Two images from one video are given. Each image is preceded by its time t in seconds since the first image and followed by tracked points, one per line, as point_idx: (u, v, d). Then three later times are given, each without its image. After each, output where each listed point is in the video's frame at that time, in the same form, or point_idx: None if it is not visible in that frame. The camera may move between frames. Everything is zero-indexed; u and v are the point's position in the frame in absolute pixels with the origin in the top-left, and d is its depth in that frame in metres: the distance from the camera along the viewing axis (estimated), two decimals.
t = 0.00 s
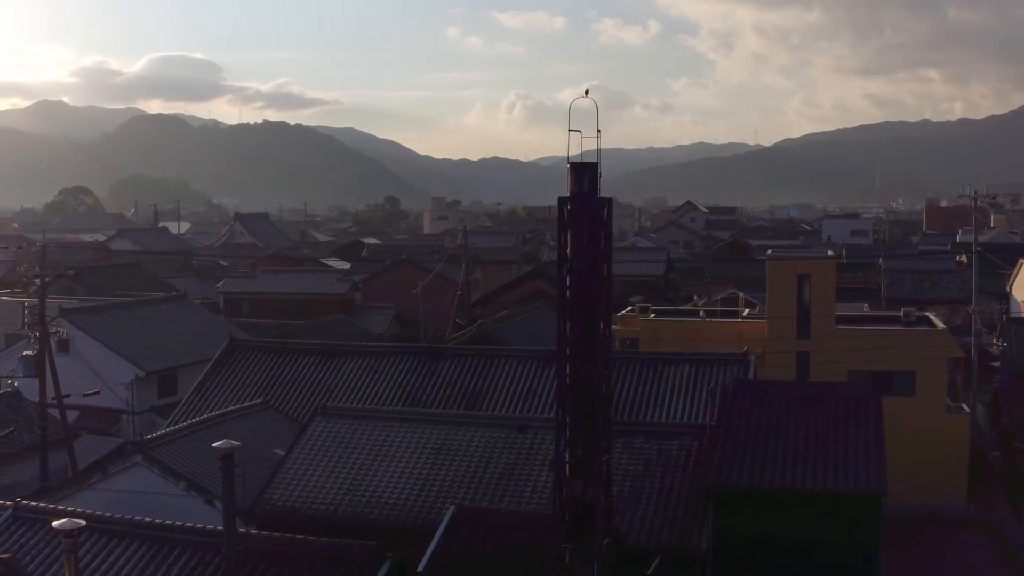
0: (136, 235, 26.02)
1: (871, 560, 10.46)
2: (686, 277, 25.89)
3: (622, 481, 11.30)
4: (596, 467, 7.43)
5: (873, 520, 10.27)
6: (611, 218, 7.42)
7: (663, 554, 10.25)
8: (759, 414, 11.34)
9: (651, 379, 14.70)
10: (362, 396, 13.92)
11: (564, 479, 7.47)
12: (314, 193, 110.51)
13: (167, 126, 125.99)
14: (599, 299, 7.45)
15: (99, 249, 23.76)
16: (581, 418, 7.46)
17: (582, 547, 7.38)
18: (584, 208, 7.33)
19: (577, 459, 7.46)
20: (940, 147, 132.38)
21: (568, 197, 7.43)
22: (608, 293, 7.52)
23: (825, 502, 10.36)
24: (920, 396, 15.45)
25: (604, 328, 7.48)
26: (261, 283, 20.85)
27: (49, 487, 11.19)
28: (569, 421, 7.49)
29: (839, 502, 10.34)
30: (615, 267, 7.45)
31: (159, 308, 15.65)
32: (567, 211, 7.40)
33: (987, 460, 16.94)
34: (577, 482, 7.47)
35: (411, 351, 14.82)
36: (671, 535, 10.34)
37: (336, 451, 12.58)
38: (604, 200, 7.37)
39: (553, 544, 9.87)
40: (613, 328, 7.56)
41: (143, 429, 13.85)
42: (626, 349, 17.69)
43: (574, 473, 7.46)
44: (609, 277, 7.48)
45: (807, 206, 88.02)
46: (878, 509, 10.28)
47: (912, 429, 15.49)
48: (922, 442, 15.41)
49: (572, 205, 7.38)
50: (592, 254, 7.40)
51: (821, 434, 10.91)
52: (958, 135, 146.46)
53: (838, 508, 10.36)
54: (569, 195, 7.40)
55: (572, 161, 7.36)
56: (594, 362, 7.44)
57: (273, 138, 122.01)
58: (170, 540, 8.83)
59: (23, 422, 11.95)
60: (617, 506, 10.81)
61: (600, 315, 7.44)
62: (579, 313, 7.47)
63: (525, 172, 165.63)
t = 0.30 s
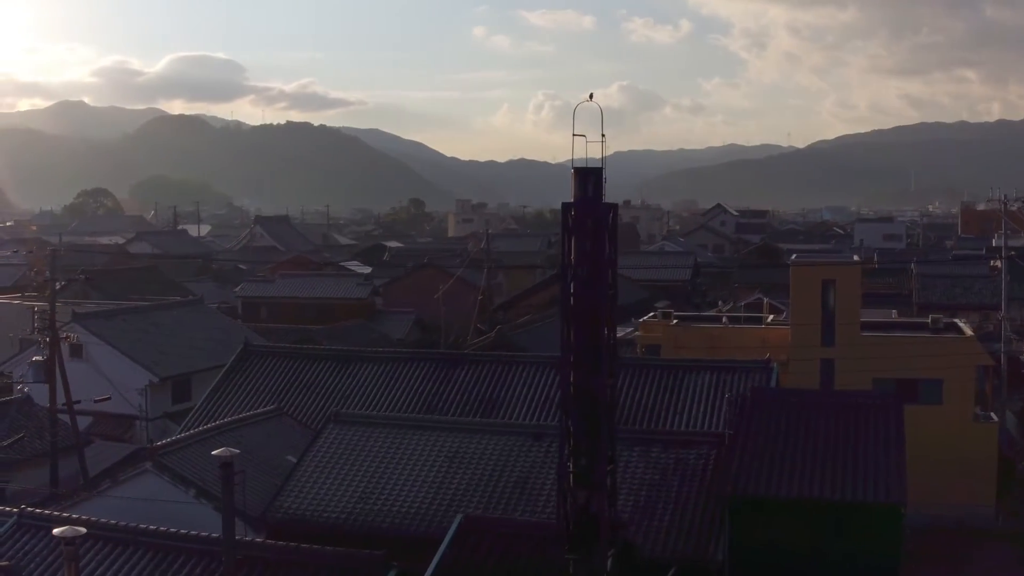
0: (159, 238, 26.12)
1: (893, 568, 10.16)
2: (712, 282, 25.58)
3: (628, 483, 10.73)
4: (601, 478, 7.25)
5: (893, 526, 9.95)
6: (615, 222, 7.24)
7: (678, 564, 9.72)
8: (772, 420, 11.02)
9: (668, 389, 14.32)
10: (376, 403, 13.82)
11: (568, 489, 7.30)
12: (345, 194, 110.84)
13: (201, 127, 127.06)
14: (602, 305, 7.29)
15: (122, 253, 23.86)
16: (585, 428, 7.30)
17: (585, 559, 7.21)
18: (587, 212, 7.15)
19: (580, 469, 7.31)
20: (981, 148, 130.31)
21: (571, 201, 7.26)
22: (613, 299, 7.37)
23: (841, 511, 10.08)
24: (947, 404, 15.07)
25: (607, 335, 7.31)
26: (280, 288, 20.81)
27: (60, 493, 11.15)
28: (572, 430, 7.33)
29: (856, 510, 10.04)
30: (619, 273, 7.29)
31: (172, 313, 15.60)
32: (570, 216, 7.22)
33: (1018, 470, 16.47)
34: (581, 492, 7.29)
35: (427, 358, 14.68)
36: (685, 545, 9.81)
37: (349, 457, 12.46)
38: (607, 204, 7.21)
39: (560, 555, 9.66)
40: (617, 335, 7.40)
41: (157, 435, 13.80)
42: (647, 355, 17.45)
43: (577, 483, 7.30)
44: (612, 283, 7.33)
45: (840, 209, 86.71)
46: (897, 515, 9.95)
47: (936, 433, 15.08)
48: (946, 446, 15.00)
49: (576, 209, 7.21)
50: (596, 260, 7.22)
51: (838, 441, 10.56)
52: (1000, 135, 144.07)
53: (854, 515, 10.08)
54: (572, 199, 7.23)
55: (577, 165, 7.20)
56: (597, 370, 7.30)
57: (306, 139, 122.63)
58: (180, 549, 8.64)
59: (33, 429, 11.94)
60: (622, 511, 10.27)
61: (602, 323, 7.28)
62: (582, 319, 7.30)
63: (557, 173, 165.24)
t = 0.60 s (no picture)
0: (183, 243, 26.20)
1: None
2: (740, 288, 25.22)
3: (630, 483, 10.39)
4: (604, 489, 7.05)
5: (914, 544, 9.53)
6: (618, 229, 7.00)
7: None
8: (790, 430, 10.68)
9: (688, 399, 13.91)
10: (391, 411, 13.65)
11: (571, 500, 7.11)
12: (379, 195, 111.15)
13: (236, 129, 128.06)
14: (605, 314, 7.05)
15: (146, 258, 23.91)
16: (588, 439, 7.07)
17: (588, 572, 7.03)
18: (590, 218, 6.94)
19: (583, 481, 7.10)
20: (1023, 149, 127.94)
21: (574, 209, 7.03)
22: (617, 308, 7.14)
23: (860, 528, 9.67)
24: (975, 415, 14.69)
25: (611, 345, 7.09)
26: (301, 293, 20.73)
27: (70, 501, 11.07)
28: (574, 442, 7.12)
29: (877, 527, 9.63)
30: (624, 282, 7.07)
31: (187, 319, 15.51)
32: (573, 223, 7.01)
33: None
34: (585, 504, 7.10)
35: (444, 366, 14.48)
36: (703, 556, 9.34)
37: (361, 465, 12.28)
38: (611, 212, 6.99)
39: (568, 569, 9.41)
40: (622, 344, 7.18)
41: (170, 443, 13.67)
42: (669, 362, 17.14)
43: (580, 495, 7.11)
44: (617, 292, 7.11)
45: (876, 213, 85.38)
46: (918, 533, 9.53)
47: (961, 441, 14.72)
48: (972, 453, 14.59)
49: (579, 216, 6.99)
50: (599, 269, 6.99)
51: (859, 453, 10.22)
52: None
53: (875, 532, 9.67)
54: (576, 206, 7.00)
55: (580, 172, 6.99)
56: (600, 380, 7.08)
57: (340, 141, 123.15)
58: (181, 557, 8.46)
59: (44, 436, 11.89)
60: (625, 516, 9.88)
61: (607, 332, 7.05)
62: (585, 329, 7.07)
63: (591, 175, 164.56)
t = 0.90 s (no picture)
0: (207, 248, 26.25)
1: None
2: (769, 294, 24.85)
3: (633, 489, 9.98)
4: (609, 502, 6.75)
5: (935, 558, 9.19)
6: (625, 235, 6.75)
7: None
8: (811, 442, 10.30)
9: (712, 408, 13.42)
10: (408, 421, 13.47)
11: (574, 513, 6.83)
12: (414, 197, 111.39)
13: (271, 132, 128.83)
14: (609, 323, 6.79)
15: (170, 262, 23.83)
16: (591, 449, 6.80)
17: None
18: (594, 225, 6.72)
19: (587, 493, 6.82)
20: None
21: (579, 215, 6.80)
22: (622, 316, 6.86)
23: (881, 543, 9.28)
24: (1004, 426, 14.37)
25: (615, 354, 6.85)
26: (323, 299, 20.56)
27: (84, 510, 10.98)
28: (577, 453, 6.86)
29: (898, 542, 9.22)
30: (629, 289, 6.81)
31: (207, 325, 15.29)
32: (578, 230, 6.78)
33: None
34: (589, 516, 6.80)
35: (463, 375, 14.26)
36: (720, 569, 8.86)
37: (375, 473, 12.09)
38: (616, 218, 6.75)
39: None
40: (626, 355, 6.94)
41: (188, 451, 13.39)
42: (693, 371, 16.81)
43: (584, 506, 6.80)
44: (622, 301, 6.85)
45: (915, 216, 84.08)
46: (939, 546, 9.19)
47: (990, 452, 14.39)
48: (997, 463, 14.30)
49: (584, 223, 6.75)
50: (603, 276, 6.76)
51: (883, 467, 9.81)
52: None
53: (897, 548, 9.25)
54: (580, 213, 6.78)
55: (584, 176, 6.77)
56: (605, 390, 6.82)
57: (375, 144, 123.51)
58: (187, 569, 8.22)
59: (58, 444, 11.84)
60: (639, 527, 9.39)
61: (612, 342, 6.81)
62: (589, 338, 6.82)
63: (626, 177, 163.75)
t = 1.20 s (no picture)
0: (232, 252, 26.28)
1: None
2: (801, 301, 24.43)
3: (646, 504, 9.46)
4: (614, 513, 6.48)
5: None
6: (630, 242, 6.51)
7: None
8: (832, 453, 9.99)
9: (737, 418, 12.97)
10: (427, 430, 13.22)
11: (578, 525, 6.56)
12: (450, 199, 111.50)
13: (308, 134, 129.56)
14: (614, 332, 6.55)
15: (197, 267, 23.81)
16: (595, 459, 6.53)
17: None
18: (599, 230, 6.44)
19: (592, 504, 6.54)
20: None
21: (583, 221, 6.54)
22: (627, 324, 6.64)
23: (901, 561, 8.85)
24: None
25: (621, 363, 6.60)
26: (347, 305, 20.42)
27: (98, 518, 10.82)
28: (581, 464, 6.59)
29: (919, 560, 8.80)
30: (635, 298, 6.57)
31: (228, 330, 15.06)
32: (581, 238, 6.52)
33: None
34: (593, 527, 6.54)
35: (484, 383, 13.97)
36: None
37: (391, 482, 11.81)
38: (621, 225, 6.49)
39: None
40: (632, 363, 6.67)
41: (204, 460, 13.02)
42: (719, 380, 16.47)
43: (588, 518, 6.53)
44: (627, 309, 6.62)
45: (956, 222, 82.73)
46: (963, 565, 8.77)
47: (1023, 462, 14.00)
48: None
49: (588, 230, 6.49)
50: (608, 283, 6.49)
51: (907, 479, 9.48)
52: None
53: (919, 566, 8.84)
54: (584, 220, 6.52)
55: (588, 183, 6.52)
56: (610, 400, 6.54)
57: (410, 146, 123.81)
58: None
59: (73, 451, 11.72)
60: (655, 541, 8.91)
61: (615, 349, 6.57)
62: (593, 348, 6.57)
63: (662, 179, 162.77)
